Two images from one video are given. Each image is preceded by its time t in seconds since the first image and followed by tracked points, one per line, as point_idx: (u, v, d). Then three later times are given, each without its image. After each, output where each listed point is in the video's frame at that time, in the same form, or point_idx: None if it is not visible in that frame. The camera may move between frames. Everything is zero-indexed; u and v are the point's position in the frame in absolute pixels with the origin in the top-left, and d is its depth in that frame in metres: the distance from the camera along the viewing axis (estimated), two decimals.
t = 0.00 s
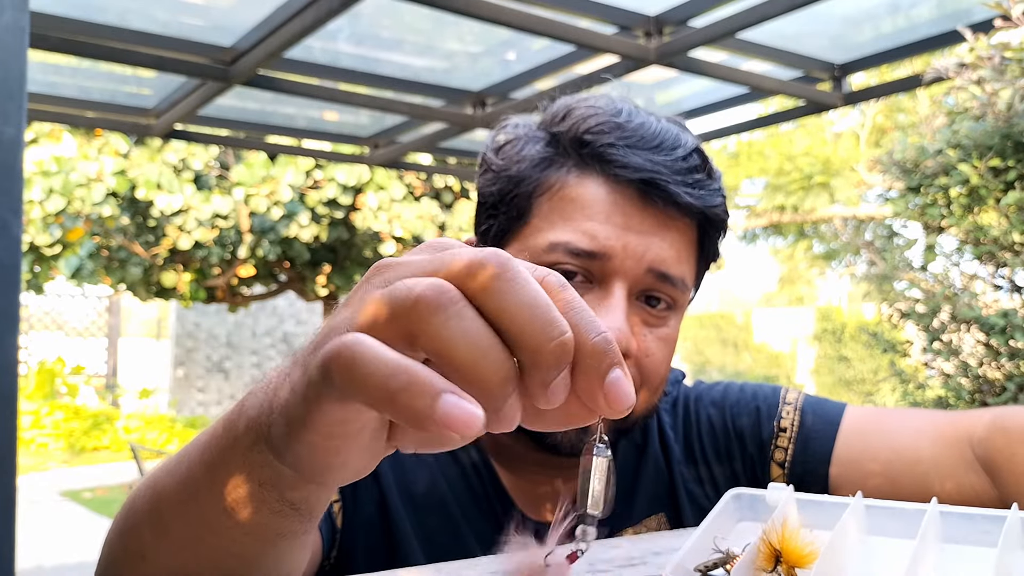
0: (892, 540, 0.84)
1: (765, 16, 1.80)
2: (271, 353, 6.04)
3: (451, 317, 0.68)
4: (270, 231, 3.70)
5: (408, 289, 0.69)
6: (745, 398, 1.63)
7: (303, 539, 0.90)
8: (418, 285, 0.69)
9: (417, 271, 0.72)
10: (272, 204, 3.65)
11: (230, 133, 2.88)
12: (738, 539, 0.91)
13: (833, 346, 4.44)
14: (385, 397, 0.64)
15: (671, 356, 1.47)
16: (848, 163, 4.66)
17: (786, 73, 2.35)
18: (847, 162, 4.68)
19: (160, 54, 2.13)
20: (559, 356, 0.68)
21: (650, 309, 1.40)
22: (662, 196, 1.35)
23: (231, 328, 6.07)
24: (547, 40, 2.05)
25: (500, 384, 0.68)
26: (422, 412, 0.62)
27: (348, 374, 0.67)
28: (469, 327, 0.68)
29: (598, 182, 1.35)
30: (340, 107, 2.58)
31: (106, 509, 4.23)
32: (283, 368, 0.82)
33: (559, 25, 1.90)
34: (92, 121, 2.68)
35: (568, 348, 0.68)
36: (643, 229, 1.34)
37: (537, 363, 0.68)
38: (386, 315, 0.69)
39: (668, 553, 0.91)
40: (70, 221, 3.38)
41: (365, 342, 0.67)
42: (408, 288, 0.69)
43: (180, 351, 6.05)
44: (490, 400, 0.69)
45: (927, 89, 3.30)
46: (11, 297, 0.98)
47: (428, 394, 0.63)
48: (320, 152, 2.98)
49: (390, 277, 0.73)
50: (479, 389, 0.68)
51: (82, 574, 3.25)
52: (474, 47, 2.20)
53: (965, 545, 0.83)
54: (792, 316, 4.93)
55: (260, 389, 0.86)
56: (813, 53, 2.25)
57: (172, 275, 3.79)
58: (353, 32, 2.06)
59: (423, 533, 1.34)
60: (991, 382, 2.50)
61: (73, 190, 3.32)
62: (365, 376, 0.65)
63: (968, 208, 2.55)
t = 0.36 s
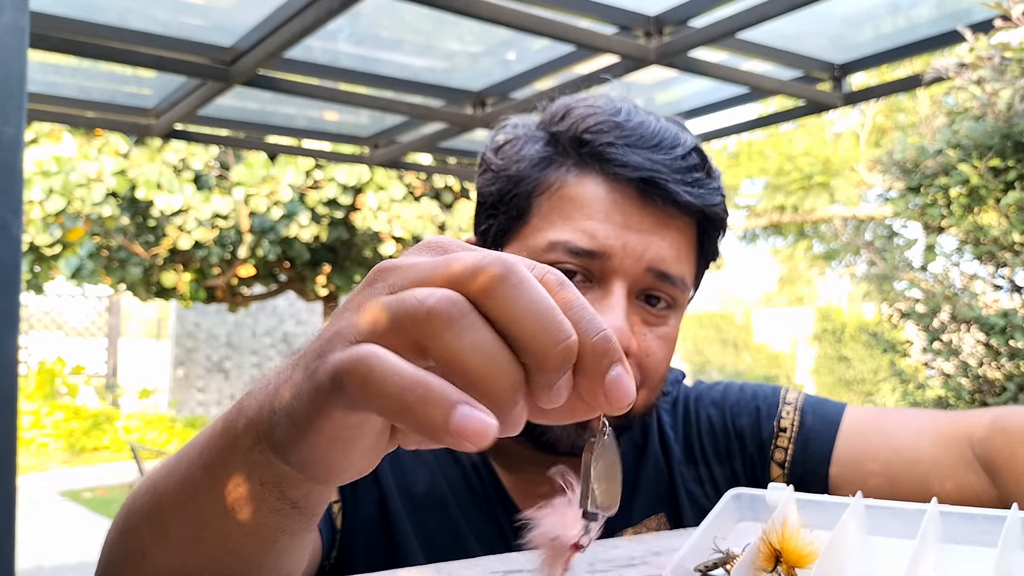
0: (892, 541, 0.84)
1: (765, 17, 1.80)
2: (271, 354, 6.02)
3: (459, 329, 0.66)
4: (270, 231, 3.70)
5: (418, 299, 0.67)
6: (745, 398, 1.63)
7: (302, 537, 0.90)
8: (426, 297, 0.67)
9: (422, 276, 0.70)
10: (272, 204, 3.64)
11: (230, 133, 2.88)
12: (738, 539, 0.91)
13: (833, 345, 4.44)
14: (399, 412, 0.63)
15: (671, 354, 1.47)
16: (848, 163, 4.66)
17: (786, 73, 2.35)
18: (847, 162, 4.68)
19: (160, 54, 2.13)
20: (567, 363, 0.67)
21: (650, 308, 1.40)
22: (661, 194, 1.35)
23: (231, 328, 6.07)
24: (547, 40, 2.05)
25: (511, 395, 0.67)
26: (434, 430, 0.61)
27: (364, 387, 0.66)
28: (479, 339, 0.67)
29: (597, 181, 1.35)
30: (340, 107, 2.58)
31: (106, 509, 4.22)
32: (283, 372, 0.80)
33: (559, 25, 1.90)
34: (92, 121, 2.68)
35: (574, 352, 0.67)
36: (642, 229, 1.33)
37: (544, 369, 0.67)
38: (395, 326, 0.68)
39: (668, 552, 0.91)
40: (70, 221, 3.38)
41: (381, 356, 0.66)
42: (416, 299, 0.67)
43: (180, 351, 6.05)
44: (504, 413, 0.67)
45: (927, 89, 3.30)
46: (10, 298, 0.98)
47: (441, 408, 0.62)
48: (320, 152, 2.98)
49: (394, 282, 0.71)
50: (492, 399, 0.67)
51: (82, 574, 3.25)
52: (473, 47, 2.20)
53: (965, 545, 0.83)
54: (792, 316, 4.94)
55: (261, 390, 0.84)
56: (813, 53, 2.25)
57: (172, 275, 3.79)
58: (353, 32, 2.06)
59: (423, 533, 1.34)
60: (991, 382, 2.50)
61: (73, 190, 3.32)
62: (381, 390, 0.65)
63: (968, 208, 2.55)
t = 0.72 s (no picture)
0: (892, 540, 0.84)
1: (764, 17, 1.80)
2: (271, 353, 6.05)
3: (476, 334, 0.65)
4: (270, 231, 3.69)
5: (433, 307, 0.65)
6: (745, 397, 1.63)
7: (304, 538, 0.90)
8: (439, 302, 0.66)
9: (429, 282, 0.69)
10: (272, 204, 3.63)
11: (230, 133, 2.88)
12: (739, 539, 0.91)
13: (832, 345, 4.45)
14: (432, 427, 0.61)
15: (668, 351, 1.47)
16: (848, 163, 4.67)
17: (787, 73, 2.35)
18: (847, 163, 4.68)
19: (160, 54, 2.13)
20: (581, 353, 0.65)
21: (649, 303, 1.40)
22: (657, 188, 1.35)
23: (231, 328, 6.07)
24: (547, 40, 2.05)
25: (533, 396, 0.66)
26: (466, 441, 0.60)
27: (388, 400, 0.63)
28: (498, 343, 0.65)
29: (594, 177, 1.35)
30: (340, 107, 2.58)
31: (106, 509, 4.22)
32: (287, 377, 0.80)
33: (559, 25, 1.90)
34: (92, 121, 2.68)
35: (587, 343, 0.65)
36: (639, 224, 1.33)
37: (560, 362, 0.65)
38: (412, 334, 0.66)
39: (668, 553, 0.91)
40: (70, 221, 3.38)
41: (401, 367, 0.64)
42: (430, 305, 0.66)
43: (181, 351, 6.05)
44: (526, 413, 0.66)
45: (927, 89, 3.30)
46: (10, 297, 0.98)
47: (473, 416, 0.60)
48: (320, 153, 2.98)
49: (401, 288, 0.69)
50: (514, 402, 0.66)
51: (82, 574, 3.25)
52: (473, 47, 2.20)
53: (966, 545, 0.83)
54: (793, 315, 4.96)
55: (265, 394, 0.84)
56: (813, 53, 2.25)
57: (171, 276, 3.79)
58: (353, 32, 2.06)
59: (423, 533, 1.34)
60: (991, 382, 2.50)
61: (73, 190, 3.33)
62: (405, 402, 0.62)
63: (968, 209, 2.55)
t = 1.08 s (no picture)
0: (894, 541, 0.84)
1: (765, 17, 1.80)
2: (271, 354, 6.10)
3: (500, 355, 0.64)
4: (270, 231, 3.68)
5: (452, 334, 0.64)
6: (751, 396, 1.62)
7: (309, 545, 0.89)
8: (457, 328, 0.64)
9: (438, 297, 0.67)
10: (271, 204, 3.62)
11: (230, 133, 2.88)
12: (738, 540, 0.91)
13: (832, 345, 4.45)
14: (476, 459, 0.61)
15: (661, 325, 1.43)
16: (848, 163, 4.68)
17: (787, 73, 2.35)
18: (847, 162, 4.70)
19: (160, 54, 2.13)
20: (600, 351, 0.65)
21: (635, 277, 1.37)
22: (627, 159, 1.36)
23: (231, 328, 6.09)
24: (547, 40, 2.05)
25: (564, 405, 0.65)
26: (515, 471, 0.60)
27: (425, 435, 0.62)
28: (521, 360, 0.64)
29: (563, 157, 1.36)
30: (340, 107, 2.58)
31: (107, 508, 4.23)
32: (288, 382, 0.79)
33: (559, 25, 1.90)
34: (92, 121, 2.68)
35: (604, 341, 0.65)
36: (613, 196, 1.34)
37: (582, 362, 0.65)
38: (435, 362, 0.65)
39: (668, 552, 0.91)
40: (70, 221, 3.39)
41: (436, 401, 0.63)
42: (450, 330, 0.64)
43: (181, 351, 6.05)
44: (558, 422, 0.66)
45: (928, 89, 3.31)
46: (10, 297, 0.98)
47: (517, 442, 0.60)
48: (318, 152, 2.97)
49: (407, 308, 0.68)
50: (547, 416, 0.65)
51: (83, 573, 3.26)
52: (473, 47, 2.20)
53: (968, 546, 0.82)
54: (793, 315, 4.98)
55: (267, 399, 0.83)
56: (813, 53, 2.25)
57: (171, 276, 3.79)
58: (354, 32, 2.06)
59: (423, 533, 1.33)
60: (991, 382, 2.50)
61: (73, 190, 3.33)
62: (446, 437, 0.61)
63: (968, 209, 2.55)
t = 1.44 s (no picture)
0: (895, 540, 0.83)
1: (765, 16, 1.80)
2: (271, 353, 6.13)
3: (490, 351, 0.64)
4: (270, 231, 3.65)
5: (443, 327, 0.64)
6: (749, 387, 1.63)
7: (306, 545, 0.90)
8: (451, 322, 0.65)
9: (432, 292, 0.67)
10: (271, 204, 3.62)
11: (230, 133, 2.88)
12: (738, 540, 0.91)
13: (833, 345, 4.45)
14: (459, 451, 0.60)
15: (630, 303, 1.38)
16: (849, 163, 4.72)
17: (787, 73, 2.35)
18: (847, 162, 4.72)
19: (160, 54, 2.13)
20: (594, 350, 0.64)
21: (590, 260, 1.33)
22: (552, 143, 1.36)
23: (231, 328, 6.10)
24: (547, 40, 2.05)
25: (556, 405, 0.64)
26: (492, 464, 0.59)
27: (411, 425, 0.62)
28: (513, 357, 0.64)
29: (489, 156, 1.40)
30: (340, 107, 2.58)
31: (106, 509, 4.22)
32: (287, 380, 0.79)
33: (559, 25, 1.90)
34: (92, 121, 2.68)
35: (599, 340, 0.64)
36: (545, 185, 1.33)
37: (575, 363, 0.64)
38: (425, 355, 0.65)
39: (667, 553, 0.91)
40: (70, 221, 3.38)
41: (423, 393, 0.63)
42: (441, 323, 0.65)
43: (181, 351, 6.02)
44: (551, 421, 0.65)
45: (927, 90, 3.32)
46: (10, 297, 0.98)
47: (500, 438, 0.59)
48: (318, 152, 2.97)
49: (402, 301, 0.68)
50: (540, 414, 0.64)
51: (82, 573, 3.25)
52: (473, 48, 2.20)
53: (968, 546, 0.82)
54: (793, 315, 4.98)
55: (264, 398, 0.83)
56: (813, 53, 2.25)
57: (171, 276, 3.77)
58: (353, 32, 2.06)
59: (419, 537, 1.34)
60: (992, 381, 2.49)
61: (73, 190, 3.33)
62: (430, 427, 0.61)
63: (968, 209, 2.54)
